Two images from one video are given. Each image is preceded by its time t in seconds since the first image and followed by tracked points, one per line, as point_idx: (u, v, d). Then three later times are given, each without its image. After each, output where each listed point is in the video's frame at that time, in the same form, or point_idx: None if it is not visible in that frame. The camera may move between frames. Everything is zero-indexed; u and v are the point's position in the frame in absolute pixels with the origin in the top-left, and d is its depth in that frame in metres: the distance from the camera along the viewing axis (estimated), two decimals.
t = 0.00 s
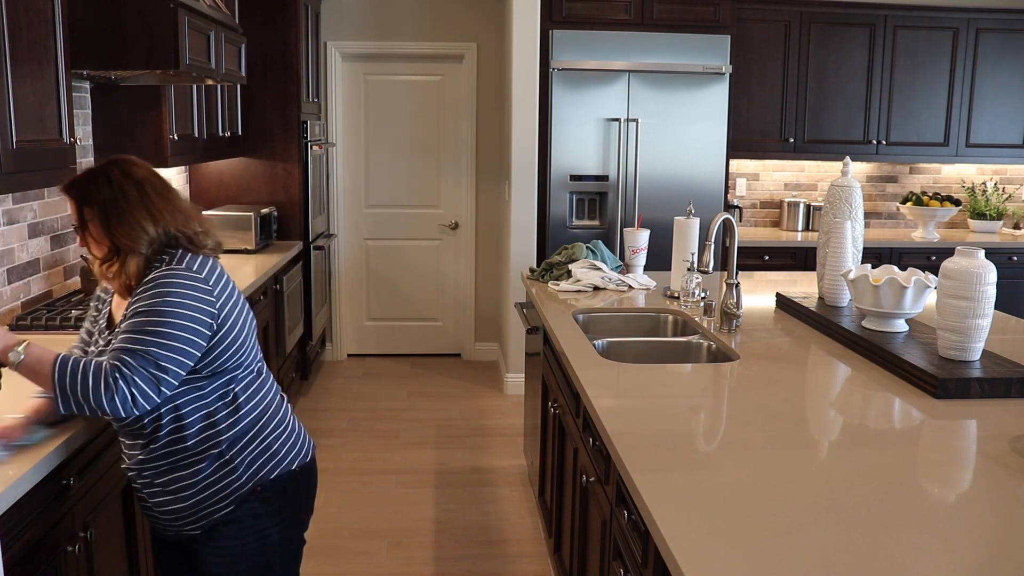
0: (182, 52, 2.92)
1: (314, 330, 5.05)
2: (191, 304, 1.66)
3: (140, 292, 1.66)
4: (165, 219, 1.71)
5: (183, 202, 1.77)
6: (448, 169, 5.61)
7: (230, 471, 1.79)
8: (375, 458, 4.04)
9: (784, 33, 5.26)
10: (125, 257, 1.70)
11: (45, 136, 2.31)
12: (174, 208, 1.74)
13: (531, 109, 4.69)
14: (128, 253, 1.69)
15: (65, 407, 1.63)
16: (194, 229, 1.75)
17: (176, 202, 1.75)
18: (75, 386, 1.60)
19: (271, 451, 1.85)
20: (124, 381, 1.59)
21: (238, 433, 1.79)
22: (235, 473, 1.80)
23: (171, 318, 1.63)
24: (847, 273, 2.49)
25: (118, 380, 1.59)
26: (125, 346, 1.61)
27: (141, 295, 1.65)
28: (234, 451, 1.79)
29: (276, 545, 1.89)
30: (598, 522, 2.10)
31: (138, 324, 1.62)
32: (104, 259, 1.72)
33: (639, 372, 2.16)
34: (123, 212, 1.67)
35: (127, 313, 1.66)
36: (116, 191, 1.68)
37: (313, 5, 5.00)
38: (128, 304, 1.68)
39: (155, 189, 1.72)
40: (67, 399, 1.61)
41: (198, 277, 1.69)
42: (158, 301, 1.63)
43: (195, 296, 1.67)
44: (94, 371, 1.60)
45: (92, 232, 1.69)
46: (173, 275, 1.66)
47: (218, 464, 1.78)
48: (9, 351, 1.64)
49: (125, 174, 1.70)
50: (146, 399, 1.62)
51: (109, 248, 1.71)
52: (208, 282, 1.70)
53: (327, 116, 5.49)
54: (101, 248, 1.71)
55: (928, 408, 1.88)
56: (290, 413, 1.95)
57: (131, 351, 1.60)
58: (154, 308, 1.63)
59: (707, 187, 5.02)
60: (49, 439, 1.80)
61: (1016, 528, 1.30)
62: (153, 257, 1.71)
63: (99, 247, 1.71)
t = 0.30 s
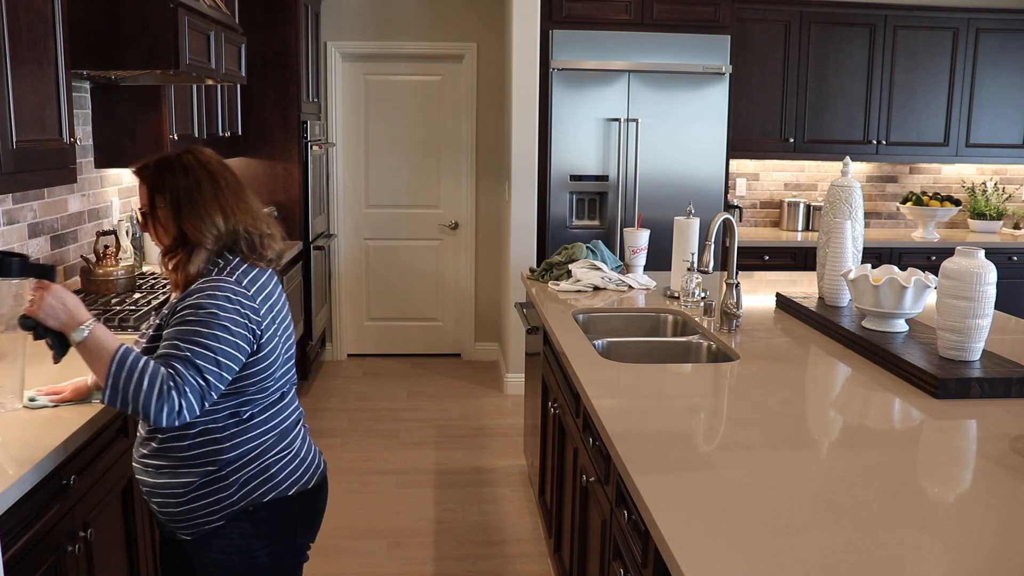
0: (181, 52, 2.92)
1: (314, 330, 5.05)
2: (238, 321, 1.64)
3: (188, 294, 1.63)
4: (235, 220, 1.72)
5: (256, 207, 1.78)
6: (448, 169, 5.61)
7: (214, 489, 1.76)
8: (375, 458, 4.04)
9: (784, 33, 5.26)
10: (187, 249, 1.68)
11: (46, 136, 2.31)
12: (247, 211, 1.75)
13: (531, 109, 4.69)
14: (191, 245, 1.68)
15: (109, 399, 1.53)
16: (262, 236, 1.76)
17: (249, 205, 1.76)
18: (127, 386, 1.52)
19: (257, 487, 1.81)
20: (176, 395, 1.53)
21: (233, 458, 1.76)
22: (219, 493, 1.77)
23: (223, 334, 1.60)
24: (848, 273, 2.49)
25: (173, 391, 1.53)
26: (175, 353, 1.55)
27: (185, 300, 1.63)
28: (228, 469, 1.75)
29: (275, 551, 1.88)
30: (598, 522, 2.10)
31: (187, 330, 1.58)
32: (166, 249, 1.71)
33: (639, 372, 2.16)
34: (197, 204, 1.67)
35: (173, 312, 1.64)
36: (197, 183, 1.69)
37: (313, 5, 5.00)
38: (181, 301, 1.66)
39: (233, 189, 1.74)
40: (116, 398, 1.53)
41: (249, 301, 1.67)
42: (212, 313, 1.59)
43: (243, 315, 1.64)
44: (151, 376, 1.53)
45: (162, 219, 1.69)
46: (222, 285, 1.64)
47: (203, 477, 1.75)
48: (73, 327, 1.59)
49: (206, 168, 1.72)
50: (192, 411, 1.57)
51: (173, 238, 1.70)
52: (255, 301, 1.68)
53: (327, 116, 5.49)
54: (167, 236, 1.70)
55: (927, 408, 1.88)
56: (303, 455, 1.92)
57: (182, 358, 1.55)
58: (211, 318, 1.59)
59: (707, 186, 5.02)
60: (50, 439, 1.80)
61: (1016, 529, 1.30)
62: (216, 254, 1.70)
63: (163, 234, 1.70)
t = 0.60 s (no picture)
0: (182, 52, 2.92)
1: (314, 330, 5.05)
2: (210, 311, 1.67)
3: (146, 286, 1.65)
4: (144, 220, 1.71)
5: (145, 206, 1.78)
6: (447, 169, 5.61)
7: (165, 494, 1.75)
8: (375, 458, 4.04)
9: (784, 33, 5.26)
10: (109, 259, 1.65)
11: (45, 136, 2.31)
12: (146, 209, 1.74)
13: (531, 109, 4.69)
14: (112, 255, 1.64)
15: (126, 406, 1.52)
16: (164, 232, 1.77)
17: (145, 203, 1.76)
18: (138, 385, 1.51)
19: (210, 498, 1.79)
20: (187, 382, 1.58)
21: (186, 463, 1.74)
22: (169, 500, 1.76)
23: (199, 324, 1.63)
24: (847, 273, 2.49)
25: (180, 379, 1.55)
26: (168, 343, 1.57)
27: (148, 292, 1.64)
28: (179, 473, 1.74)
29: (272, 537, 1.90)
30: (597, 521, 2.10)
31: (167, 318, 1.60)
32: (78, 264, 1.65)
33: (639, 371, 2.16)
34: (108, 210, 1.64)
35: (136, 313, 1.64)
36: (98, 188, 1.65)
37: (313, 5, 5.00)
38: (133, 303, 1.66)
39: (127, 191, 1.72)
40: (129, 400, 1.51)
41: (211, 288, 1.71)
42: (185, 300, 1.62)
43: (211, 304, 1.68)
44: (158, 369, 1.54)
45: (71, 234, 1.62)
46: (186, 273, 1.67)
47: (155, 481, 1.73)
48: (71, 344, 1.50)
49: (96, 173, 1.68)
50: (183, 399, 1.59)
51: (86, 252, 1.64)
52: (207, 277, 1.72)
53: (327, 116, 5.49)
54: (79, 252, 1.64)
55: (928, 409, 1.88)
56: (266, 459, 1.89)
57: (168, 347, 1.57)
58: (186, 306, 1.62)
59: (707, 187, 5.02)
60: (50, 439, 1.80)
61: (1016, 529, 1.30)
62: (136, 257, 1.68)
63: (74, 250, 1.63)
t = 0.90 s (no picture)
0: (182, 52, 2.92)
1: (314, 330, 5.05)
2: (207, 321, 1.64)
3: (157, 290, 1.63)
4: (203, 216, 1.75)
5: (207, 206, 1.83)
6: (447, 169, 5.61)
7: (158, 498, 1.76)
8: (375, 458, 4.04)
9: (784, 33, 5.26)
10: (160, 248, 1.67)
11: (45, 136, 2.31)
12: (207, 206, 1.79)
13: (531, 109, 4.69)
14: (165, 245, 1.67)
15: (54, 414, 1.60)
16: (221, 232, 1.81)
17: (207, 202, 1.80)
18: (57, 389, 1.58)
19: (204, 509, 1.78)
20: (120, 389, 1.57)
21: (179, 471, 1.73)
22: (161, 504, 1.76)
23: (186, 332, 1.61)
24: (848, 273, 2.49)
25: (107, 375, 1.57)
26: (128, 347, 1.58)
27: (153, 293, 1.63)
28: (172, 479, 1.74)
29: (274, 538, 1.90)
30: (598, 521, 2.10)
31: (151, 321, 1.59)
32: (132, 252, 1.68)
33: (640, 371, 2.16)
34: (167, 201, 1.68)
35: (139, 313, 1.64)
36: (161, 180, 1.70)
37: (313, 5, 5.00)
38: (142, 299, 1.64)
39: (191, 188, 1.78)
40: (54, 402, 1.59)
41: (224, 297, 1.69)
42: (178, 306, 1.61)
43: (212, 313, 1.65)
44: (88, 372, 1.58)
45: (131, 221, 1.66)
46: (197, 279, 1.66)
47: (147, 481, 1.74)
48: None
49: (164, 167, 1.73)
50: (137, 404, 1.60)
51: (142, 240, 1.68)
52: (225, 289, 1.70)
53: (327, 116, 5.49)
54: (135, 241, 1.67)
55: (928, 408, 1.88)
56: (269, 477, 1.85)
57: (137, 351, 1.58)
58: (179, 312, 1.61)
59: (707, 187, 5.02)
60: (49, 439, 1.80)
61: (1016, 528, 1.30)
62: (188, 251, 1.71)
63: (131, 238, 1.67)
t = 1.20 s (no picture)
0: (182, 52, 2.92)
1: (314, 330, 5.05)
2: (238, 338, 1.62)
3: (185, 304, 1.62)
4: (209, 226, 1.75)
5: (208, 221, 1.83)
6: (448, 169, 5.61)
7: (179, 502, 1.75)
8: (375, 458, 4.04)
9: (784, 33, 5.26)
10: (169, 253, 1.65)
11: (45, 136, 2.31)
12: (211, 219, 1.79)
13: (531, 109, 4.69)
14: (174, 251, 1.65)
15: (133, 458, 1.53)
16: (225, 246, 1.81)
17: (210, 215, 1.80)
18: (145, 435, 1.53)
19: (223, 508, 1.78)
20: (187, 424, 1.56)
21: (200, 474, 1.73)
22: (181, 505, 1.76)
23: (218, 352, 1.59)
24: (847, 273, 2.49)
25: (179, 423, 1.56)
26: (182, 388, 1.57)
27: (183, 308, 1.62)
28: (194, 481, 1.73)
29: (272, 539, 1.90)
30: (598, 522, 2.10)
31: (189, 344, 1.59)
32: (140, 258, 1.65)
33: (640, 371, 2.16)
34: (175, 208, 1.68)
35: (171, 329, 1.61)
36: (170, 186, 1.69)
37: (313, 5, 5.00)
38: (171, 312, 1.63)
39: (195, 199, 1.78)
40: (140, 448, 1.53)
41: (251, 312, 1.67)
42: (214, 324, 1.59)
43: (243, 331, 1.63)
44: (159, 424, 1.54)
45: (139, 225, 1.64)
46: (226, 296, 1.64)
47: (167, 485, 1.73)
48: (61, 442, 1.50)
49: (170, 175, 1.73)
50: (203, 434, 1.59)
51: (150, 245, 1.65)
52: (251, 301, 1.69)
53: (327, 116, 5.49)
54: (142, 246, 1.65)
55: (927, 408, 1.88)
56: (283, 474, 1.86)
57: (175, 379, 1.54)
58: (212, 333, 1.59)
59: (707, 186, 5.02)
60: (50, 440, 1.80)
61: (1015, 528, 1.30)
62: (195, 259, 1.69)
63: (139, 242, 1.64)
